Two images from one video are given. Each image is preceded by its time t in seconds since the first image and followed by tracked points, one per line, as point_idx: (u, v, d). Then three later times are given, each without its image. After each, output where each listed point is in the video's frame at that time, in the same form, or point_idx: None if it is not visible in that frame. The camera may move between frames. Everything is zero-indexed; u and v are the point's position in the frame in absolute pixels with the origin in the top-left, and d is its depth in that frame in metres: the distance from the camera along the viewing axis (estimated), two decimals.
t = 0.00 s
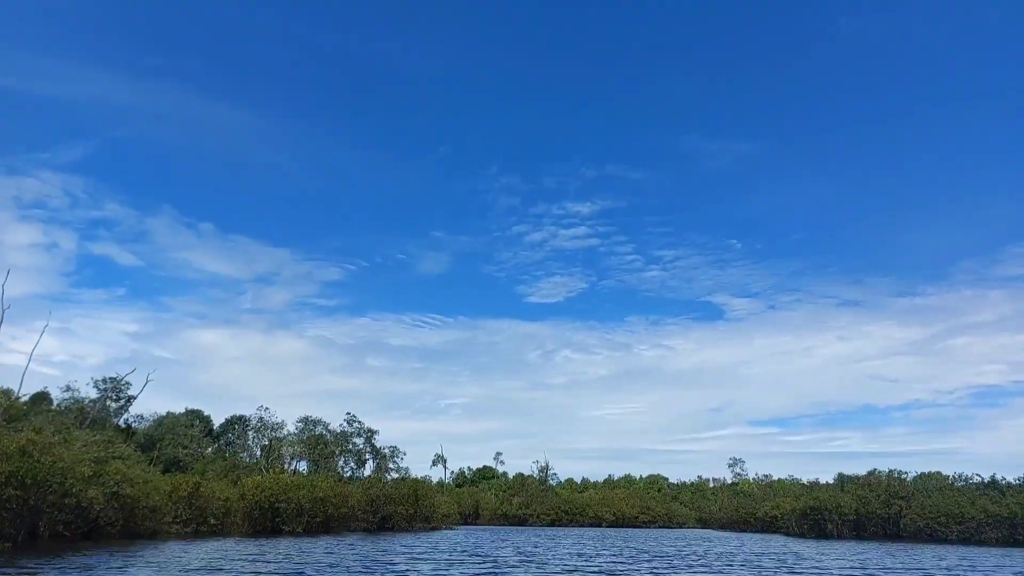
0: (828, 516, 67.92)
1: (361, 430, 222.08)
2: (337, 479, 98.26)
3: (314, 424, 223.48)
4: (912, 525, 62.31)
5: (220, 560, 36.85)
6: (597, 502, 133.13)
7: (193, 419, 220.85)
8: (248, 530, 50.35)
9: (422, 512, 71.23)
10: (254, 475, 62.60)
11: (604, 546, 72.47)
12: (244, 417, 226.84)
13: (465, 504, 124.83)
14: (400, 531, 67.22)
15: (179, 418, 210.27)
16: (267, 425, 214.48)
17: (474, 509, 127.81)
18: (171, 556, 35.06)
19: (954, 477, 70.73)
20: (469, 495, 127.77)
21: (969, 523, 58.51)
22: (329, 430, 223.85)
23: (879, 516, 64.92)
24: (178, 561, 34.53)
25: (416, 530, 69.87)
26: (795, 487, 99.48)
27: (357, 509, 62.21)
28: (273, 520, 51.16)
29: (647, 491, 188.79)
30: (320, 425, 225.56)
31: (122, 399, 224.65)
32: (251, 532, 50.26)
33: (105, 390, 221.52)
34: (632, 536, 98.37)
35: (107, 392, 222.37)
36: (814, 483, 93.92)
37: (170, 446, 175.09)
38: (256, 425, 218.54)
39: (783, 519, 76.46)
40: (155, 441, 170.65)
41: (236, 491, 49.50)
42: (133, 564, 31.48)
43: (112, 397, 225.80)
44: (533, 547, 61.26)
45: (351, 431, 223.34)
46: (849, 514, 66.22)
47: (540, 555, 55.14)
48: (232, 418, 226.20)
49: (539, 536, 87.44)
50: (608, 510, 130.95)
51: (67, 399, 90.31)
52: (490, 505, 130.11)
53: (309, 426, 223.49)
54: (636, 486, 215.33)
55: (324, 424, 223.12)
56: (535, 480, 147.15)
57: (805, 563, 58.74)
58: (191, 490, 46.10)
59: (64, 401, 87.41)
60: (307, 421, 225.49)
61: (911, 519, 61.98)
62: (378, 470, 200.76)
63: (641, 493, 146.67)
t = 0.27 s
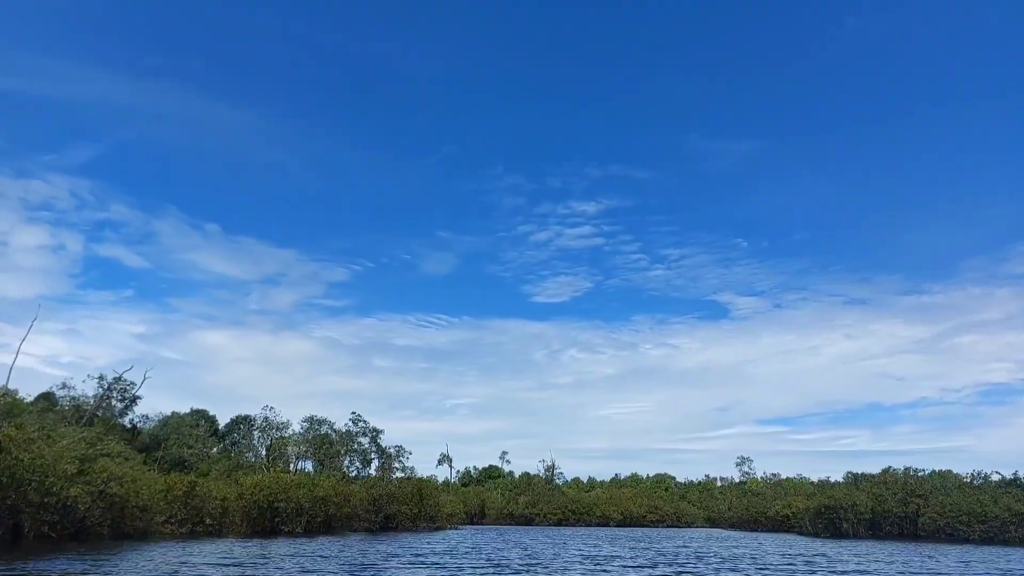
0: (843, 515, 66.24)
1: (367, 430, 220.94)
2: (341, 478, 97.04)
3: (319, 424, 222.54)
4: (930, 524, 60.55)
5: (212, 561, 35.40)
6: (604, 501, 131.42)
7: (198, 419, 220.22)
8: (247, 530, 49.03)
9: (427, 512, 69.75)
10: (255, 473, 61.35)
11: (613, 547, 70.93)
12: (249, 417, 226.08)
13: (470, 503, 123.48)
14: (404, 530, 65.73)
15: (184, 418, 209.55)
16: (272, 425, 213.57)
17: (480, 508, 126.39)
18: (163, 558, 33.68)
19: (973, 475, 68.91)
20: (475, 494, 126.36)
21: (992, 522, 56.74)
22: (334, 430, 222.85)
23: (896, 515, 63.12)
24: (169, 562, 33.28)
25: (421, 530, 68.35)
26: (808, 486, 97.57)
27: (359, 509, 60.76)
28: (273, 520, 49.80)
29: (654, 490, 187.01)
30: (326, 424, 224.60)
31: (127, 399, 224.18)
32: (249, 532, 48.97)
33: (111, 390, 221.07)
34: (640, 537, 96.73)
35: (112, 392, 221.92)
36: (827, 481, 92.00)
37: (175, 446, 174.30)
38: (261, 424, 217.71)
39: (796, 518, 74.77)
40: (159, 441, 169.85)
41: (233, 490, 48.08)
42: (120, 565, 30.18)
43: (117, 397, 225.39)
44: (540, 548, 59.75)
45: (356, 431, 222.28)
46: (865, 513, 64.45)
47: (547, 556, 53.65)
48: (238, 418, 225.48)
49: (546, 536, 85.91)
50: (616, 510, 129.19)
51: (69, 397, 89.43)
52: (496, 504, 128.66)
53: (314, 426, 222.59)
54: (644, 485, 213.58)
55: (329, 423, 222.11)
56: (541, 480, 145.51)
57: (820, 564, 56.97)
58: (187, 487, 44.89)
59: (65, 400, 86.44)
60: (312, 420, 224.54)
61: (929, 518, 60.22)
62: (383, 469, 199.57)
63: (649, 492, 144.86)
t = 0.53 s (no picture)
0: (865, 516, 64.13)
1: (375, 429, 219.78)
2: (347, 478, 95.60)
3: (327, 424, 221.65)
4: (956, 526, 58.26)
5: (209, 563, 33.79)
6: (615, 502, 129.31)
7: (206, 419, 219.75)
8: (246, 531, 47.46)
9: (434, 513, 68.02)
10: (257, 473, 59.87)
11: (625, 548, 69.02)
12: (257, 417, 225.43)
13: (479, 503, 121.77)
14: (410, 531, 64.09)
15: (192, 418, 209.04)
16: (280, 425, 212.77)
17: (488, 509, 124.71)
18: (155, 561, 32.10)
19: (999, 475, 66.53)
20: (483, 494, 124.73)
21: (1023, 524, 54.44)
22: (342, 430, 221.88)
23: (919, 516, 60.85)
24: (161, 564, 31.74)
25: (428, 531, 66.70)
26: (824, 487, 95.22)
27: (364, 509, 59.13)
28: (274, 520, 48.24)
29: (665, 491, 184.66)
30: (334, 424, 223.66)
31: (136, 399, 224.05)
32: (250, 533, 47.43)
33: (119, 390, 221.03)
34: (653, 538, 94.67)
35: (121, 392, 221.86)
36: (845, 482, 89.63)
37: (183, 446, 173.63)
38: (269, 424, 216.98)
39: (815, 520, 72.57)
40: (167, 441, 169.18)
41: (233, 490, 46.59)
42: (108, 567, 28.61)
43: (126, 397, 225.31)
44: (550, 550, 58.00)
45: (364, 431, 221.22)
46: (887, 514, 62.23)
47: (558, 558, 51.90)
48: (246, 418, 224.95)
49: (556, 537, 84.08)
50: (627, 511, 127.02)
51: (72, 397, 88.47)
52: (504, 505, 126.96)
53: (322, 426, 221.74)
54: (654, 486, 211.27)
55: (337, 423, 221.10)
56: (550, 480, 143.59)
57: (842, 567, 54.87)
58: (184, 487, 43.33)
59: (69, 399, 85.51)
60: (320, 420, 223.66)
61: (956, 520, 57.96)
62: (391, 470, 198.20)
63: (660, 492, 142.70)
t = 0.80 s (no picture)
0: (888, 515, 61.88)
1: (383, 433, 218.40)
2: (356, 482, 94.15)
3: (336, 428, 220.47)
4: (985, 524, 55.88)
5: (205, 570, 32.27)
6: (627, 503, 127.10)
7: (215, 425, 219.09)
8: (247, 537, 45.88)
9: (443, 517, 66.20)
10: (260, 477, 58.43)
11: (641, 552, 67.03)
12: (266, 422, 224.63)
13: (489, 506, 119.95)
14: (419, 536, 62.37)
15: (200, 424, 208.34)
16: (289, 429, 211.79)
17: (499, 511, 122.89)
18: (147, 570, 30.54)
19: None
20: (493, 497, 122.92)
21: None
22: (351, 434, 220.60)
23: (945, 514, 58.47)
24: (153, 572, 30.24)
25: (437, 536, 64.93)
26: (842, 485, 92.71)
27: (369, 514, 57.41)
28: (276, 526, 46.64)
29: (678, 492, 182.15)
30: (342, 428, 222.47)
31: (144, 405, 223.76)
32: (251, 540, 45.86)
33: (128, 397, 220.83)
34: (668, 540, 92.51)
35: (129, 399, 221.63)
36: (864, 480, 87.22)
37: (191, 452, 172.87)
38: (277, 430, 215.99)
39: (836, 519, 70.21)
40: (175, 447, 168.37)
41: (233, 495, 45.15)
42: None
43: (135, 404, 225.11)
44: (563, 554, 56.13)
45: (373, 435, 219.88)
46: (912, 512, 59.93)
47: (570, 562, 50.01)
48: (255, 423, 224.22)
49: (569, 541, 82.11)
50: (640, 512, 124.66)
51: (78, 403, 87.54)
52: (515, 507, 125.12)
53: (331, 430, 220.61)
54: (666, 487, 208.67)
55: (346, 428, 219.86)
56: (561, 482, 141.60)
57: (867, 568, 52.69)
58: (182, 492, 41.87)
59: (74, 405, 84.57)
60: (329, 424, 222.52)
61: (984, 517, 55.59)
62: (401, 474, 196.57)
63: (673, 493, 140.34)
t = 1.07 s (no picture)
0: (910, 515, 59.70)
1: (390, 437, 216.86)
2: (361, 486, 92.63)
3: (343, 433, 219.09)
4: (1011, 523, 53.66)
5: None
6: (638, 505, 124.98)
7: (221, 431, 218.15)
8: (245, 544, 44.26)
9: (449, 521, 64.39)
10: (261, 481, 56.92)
11: (653, 555, 65.07)
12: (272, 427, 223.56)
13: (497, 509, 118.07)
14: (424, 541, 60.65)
15: (207, 430, 207.39)
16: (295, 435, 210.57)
17: (507, 515, 121.02)
18: None
19: None
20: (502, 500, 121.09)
21: None
22: (358, 439, 219.18)
23: (970, 513, 56.25)
24: None
25: (443, 541, 63.16)
26: (859, 485, 90.34)
27: (373, 519, 55.68)
28: (275, 532, 45.02)
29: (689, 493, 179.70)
30: (349, 433, 221.08)
31: (151, 412, 223.13)
32: (249, 547, 44.26)
33: (134, 404, 220.26)
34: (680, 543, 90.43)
35: (136, 406, 221.08)
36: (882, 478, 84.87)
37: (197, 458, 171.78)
38: (284, 435, 214.88)
39: (855, 519, 68.04)
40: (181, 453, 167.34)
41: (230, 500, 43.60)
42: None
43: (142, 411, 224.54)
44: (572, 557, 54.30)
45: (380, 439, 218.36)
46: (934, 511, 57.79)
47: (580, 566, 48.20)
48: (261, 428, 223.20)
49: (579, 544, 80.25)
50: (651, 515, 122.33)
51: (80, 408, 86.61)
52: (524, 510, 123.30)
53: (338, 435, 219.26)
54: (676, 489, 206.15)
55: (353, 432, 218.52)
56: (571, 485, 139.62)
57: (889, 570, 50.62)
58: (177, 498, 40.30)
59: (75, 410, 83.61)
60: (336, 429, 221.22)
61: (1010, 516, 53.39)
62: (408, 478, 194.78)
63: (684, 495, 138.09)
